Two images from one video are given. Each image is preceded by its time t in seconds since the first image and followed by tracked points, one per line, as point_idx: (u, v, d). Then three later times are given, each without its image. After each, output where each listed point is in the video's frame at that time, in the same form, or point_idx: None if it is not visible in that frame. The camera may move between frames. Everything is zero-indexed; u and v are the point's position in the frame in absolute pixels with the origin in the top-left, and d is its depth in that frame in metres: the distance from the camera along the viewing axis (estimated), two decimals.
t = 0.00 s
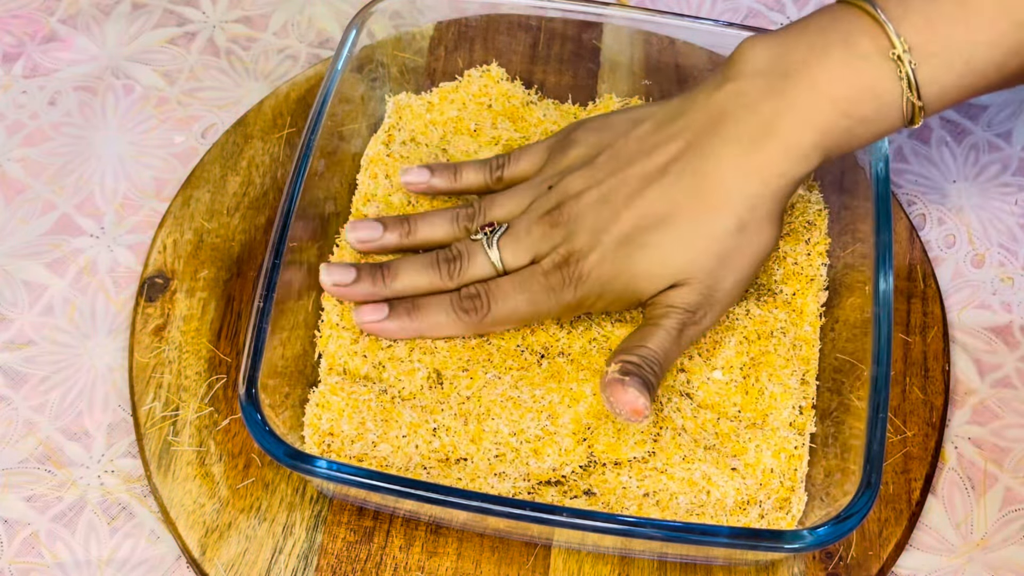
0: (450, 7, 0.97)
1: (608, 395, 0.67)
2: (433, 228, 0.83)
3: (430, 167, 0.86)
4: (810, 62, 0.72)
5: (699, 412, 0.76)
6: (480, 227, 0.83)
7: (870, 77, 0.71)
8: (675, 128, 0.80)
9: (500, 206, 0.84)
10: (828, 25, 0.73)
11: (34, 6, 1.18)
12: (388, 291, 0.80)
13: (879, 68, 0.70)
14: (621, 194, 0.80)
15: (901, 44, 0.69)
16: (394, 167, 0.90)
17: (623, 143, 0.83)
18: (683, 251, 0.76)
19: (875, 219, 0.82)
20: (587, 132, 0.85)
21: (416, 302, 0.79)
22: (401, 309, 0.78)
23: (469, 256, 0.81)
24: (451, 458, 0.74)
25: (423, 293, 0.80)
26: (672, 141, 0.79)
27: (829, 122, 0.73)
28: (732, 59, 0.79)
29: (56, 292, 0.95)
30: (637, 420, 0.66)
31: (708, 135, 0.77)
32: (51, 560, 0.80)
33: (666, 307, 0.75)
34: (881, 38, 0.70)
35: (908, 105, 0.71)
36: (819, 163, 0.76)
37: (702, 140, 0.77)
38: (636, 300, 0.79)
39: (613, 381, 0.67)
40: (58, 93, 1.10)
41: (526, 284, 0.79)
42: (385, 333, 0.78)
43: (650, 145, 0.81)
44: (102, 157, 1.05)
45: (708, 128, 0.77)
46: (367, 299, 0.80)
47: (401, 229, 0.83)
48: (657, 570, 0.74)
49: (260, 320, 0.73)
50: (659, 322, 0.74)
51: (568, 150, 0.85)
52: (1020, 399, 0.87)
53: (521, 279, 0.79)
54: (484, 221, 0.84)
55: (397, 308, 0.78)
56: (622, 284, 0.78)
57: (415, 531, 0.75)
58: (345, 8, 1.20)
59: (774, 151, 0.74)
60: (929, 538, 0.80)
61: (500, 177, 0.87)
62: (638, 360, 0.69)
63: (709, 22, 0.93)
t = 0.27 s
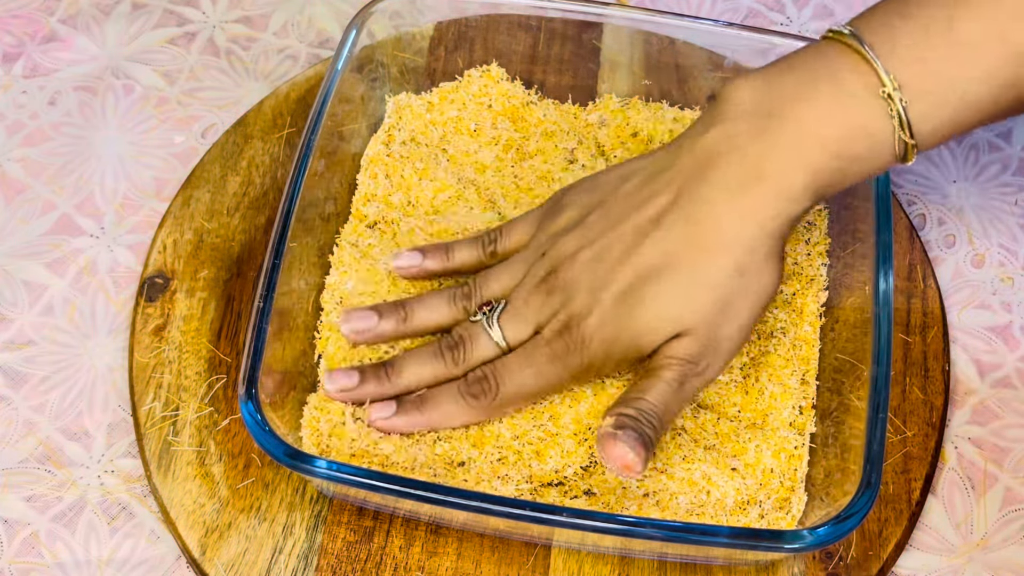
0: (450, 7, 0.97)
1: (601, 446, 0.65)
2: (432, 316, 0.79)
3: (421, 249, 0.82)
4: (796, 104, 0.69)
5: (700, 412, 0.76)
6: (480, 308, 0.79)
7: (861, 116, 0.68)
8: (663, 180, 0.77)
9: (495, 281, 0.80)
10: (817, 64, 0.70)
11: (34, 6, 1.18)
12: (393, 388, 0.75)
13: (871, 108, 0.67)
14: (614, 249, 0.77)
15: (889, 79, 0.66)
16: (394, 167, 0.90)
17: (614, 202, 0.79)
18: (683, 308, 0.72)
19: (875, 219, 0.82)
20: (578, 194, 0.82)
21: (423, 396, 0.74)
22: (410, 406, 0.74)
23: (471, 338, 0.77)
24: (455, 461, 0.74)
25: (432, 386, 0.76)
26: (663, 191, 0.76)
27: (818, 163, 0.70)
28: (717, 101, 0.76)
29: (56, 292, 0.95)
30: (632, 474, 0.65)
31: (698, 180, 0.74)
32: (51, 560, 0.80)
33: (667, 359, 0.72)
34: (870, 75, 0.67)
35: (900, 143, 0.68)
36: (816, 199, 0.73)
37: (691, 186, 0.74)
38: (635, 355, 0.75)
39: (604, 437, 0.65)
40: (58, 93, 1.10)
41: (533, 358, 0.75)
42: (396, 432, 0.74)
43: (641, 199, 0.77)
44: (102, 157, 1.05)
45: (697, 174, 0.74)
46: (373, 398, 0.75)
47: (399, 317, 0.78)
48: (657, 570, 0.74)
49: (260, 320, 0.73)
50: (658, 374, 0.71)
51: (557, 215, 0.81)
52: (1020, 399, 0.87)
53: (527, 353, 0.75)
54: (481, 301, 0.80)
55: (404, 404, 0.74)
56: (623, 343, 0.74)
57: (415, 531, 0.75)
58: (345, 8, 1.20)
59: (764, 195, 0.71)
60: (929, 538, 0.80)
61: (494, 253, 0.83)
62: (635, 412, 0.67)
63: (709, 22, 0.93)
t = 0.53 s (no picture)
0: (450, 6, 0.97)
1: (636, 412, 0.66)
2: (471, 296, 0.77)
3: (454, 240, 0.80)
4: (852, 74, 0.71)
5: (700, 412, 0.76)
6: (522, 285, 0.77)
7: (912, 82, 0.70)
8: (716, 154, 0.77)
9: (535, 263, 0.79)
10: (869, 37, 0.72)
11: (33, 6, 1.18)
12: (435, 363, 0.72)
13: (926, 78, 0.70)
14: (670, 223, 0.76)
15: (944, 53, 0.69)
16: (394, 167, 0.90)
17: (659, 180, 0.80)
18: (742, 272, 0.72)
19: (875, 219, 0.82)
20: (612, 181, 0.82)
21: (468, 371, 0.72)
22: (453, 381, 0.71)
23: (513, 315, 0.75)
24: (456, 462, 0.74)
25: (474, 362, 0.73)
26: (720, 164, 0.76)
27: (870, 130, 0.71)
28: (766, 80, 0.77)
29: (56, 292, 0.95)
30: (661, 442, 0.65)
31: (754, 152, 0.74)
32: (51, 560, 0.80)
33: (716, 329, 0.72)
34: (924, 47, 0.70)
35: (953, 112, 0.71)
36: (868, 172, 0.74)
37: (750, 156, 0.75)
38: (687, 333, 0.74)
39: (639, 403, 0.66)
40: (58, 93, 1.10)
41: (580, 332, 0.74)
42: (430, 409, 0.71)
43: (695, 171, 0.78)
44: (102, 158, 1.05)
45: (754, 146, 0.75)
46: (413, 376, 0.72)
47: (438, 300, 0.76)
48: (657, 570, 0.74)
49: (260, 320, 0.73)
50: (700, 343, 0.72)
51: (600, 198, 0.81)
52: (1020, 399, 0.87)
53: (573, 328, 0.74)
54: (523, 281, 0.78)
55: (446, 381, 0.71)
56: (681, 313, 0.73)
57: (415, 531, 0.75)
58: (345, 8, 1.20)
59: (824, 163, 0.72)
60: (929, 538, 0.80)
61: (530, 242, 0.81)
62: (674, 380, 0.68)
63: (708, 22, 0.93)
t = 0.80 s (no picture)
0: (450, 7, 0.97)
1: (608, 475, 0.67)
2: (434, 355, 0.77)
3: (413, 294, 0.79)
4: (803, 130, 0.68)
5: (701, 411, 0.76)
6: (480, 346, 0.77)
7: (867, 141, 0.67)
8: (674, 206, 0.76)
9: (496, 316, 0.79)
10: (811, 91, 0.69)
11: (34, 6, 1.18)
12: (401, 427, 0.73)
13: (880, 133, 0.66)
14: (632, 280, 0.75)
15: (896, 107, 0.65)
16: (393, 168, 0.90)
17: (620, 232, 0.78)
18: (705, 344, 0.71)
19: (875, 219, 0.81)
20: (571, 225, 0.81)
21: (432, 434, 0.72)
22: (419, 441, 0.72)
23: (476, 376, 0.75)
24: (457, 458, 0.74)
25: (439, 427, 0.73)
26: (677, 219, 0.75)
27: (828, 191, 0.69)
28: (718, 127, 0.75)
29: (56, 292, 0.95)
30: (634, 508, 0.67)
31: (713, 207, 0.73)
32: (51, 560, 0.80)
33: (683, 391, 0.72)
34: (873, 99, 0.66)
35: (906, 164, 0.68)
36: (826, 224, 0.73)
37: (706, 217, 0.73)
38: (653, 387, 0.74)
39: (611, 471, 0.67)
40: (58, 94, 1.10)
41: (538, 394, 0.73)
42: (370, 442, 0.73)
43: (651, 227, 0.76)
44: (102, 157, 1.05)
45: (711, 200, 0.73)
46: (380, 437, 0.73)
47: (399, 360, 0.76)
48: (657, 570, 0.74)
49: (260, 321, 0.73)
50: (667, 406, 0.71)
51: (555, 245, 0.80)
52: (1020, 399, 0.87)
53: (532, 389, 0.74)
54: (483, 335, 0.78)
55: (413, 441, 0.72)
56: (643, 375, 0.73)
57: (415, 531, 0.75)
58: (345, 8, 1.20)
59: (783, 228, 0.71)
60: (929, 538, 0.80)
61: (489, 288, 0.81)
62: (643, 444, 0.69)
63: (708, 22, 0.93)
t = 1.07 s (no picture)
0: (450, 7, 0.97)
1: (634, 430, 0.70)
2: (467, 299, 0.79)
3: (451, 240, 0.82)
4: (828, 86, 0.72)
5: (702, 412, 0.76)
6: (514, 288, 0.80)
7: (888, 93, 0.71)
8: (701, 161, 0.79)
9: (528, 265, 0.81)
10: (840, 43, 0.72)
11: (33, 6, 1.18)
12: (431, 365, 0.75)
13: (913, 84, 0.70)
14: (654, 237, 0.78)
15: (916, 60, 0.69)
16: (394, 168, 0.90)
17: (646, 188, 0.81)
18: (729, 283, 0.75)
19: (875, 220, 0.82)
20: (608, 181, 0.84)
21: (463, 374, 0.74)
22: (450, 384, 0.74)
23: (510, 318, 0.78)
24: (456, 458, 0.73)
25: (470, 365, 0.75)
26: (701, 178, 0.78)
27: (850, 142, 0.73)
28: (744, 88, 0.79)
29: (56, 291, 0.95)
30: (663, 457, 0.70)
31: (738, 166, 0.77)
32: (51, 560, 0.80)
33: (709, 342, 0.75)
34: (894, 55, 0.70)
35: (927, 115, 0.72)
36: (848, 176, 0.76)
37: (730, 171, 0.77)
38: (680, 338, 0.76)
39: (636, 420, 0.70)
40: (58, 94, 1.10)
41: (573, 340, 0.76)
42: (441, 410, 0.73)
43: (673, 185, 0.80)
44: (102, 157, 1.05)
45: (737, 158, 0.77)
46: (412, 374, 0.74)
47: (433, 299, 0.78)
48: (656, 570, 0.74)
49: (260, 321, 0.73)
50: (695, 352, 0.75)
51: (588, 202, 0.83)
52: (1020, 399, 0.87)
53: (563, 334, 0.76)
54: (517, 282, 0.80)
55: (445, 382, 0.74)
56: (671, 325, 0.76)
57: (415, 531, 0.75)
58: (345, 8, 1.20)
59: (802, 173, 0.74)
60: (929, 538, 0.80)
61: (523, 242, 0.83)
62: (672, 393, 0.72)
63: (708, 23, 0.93)
